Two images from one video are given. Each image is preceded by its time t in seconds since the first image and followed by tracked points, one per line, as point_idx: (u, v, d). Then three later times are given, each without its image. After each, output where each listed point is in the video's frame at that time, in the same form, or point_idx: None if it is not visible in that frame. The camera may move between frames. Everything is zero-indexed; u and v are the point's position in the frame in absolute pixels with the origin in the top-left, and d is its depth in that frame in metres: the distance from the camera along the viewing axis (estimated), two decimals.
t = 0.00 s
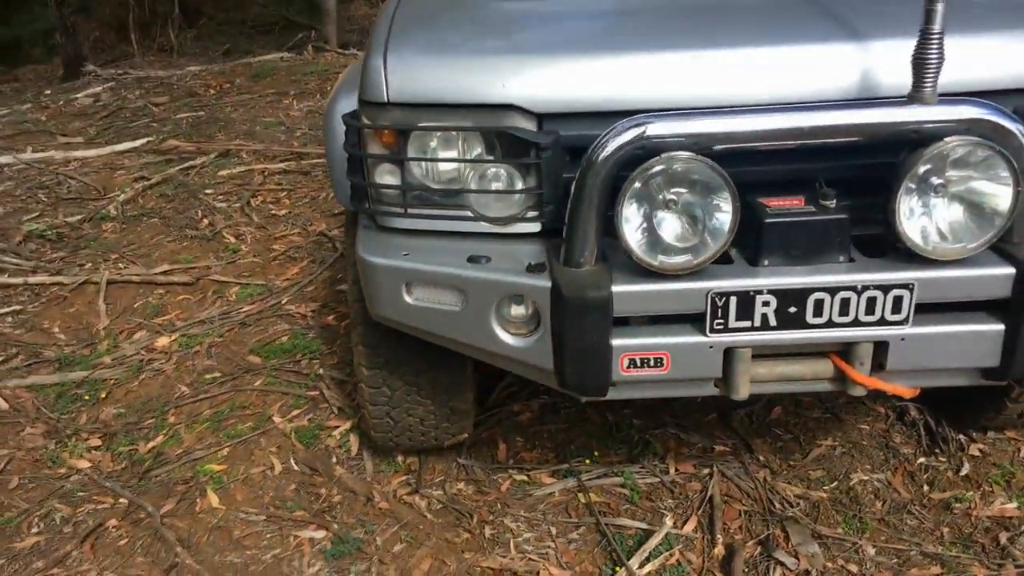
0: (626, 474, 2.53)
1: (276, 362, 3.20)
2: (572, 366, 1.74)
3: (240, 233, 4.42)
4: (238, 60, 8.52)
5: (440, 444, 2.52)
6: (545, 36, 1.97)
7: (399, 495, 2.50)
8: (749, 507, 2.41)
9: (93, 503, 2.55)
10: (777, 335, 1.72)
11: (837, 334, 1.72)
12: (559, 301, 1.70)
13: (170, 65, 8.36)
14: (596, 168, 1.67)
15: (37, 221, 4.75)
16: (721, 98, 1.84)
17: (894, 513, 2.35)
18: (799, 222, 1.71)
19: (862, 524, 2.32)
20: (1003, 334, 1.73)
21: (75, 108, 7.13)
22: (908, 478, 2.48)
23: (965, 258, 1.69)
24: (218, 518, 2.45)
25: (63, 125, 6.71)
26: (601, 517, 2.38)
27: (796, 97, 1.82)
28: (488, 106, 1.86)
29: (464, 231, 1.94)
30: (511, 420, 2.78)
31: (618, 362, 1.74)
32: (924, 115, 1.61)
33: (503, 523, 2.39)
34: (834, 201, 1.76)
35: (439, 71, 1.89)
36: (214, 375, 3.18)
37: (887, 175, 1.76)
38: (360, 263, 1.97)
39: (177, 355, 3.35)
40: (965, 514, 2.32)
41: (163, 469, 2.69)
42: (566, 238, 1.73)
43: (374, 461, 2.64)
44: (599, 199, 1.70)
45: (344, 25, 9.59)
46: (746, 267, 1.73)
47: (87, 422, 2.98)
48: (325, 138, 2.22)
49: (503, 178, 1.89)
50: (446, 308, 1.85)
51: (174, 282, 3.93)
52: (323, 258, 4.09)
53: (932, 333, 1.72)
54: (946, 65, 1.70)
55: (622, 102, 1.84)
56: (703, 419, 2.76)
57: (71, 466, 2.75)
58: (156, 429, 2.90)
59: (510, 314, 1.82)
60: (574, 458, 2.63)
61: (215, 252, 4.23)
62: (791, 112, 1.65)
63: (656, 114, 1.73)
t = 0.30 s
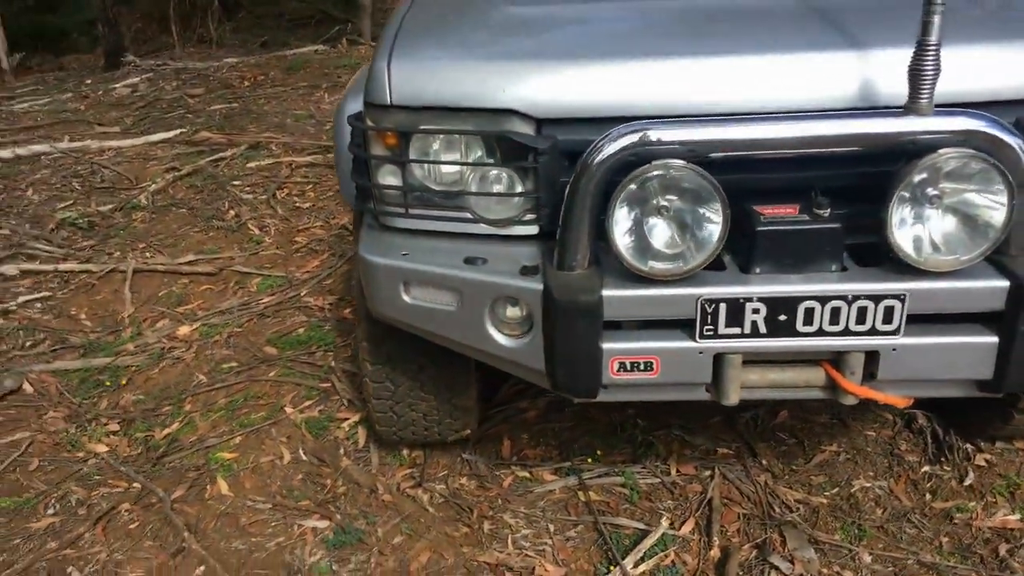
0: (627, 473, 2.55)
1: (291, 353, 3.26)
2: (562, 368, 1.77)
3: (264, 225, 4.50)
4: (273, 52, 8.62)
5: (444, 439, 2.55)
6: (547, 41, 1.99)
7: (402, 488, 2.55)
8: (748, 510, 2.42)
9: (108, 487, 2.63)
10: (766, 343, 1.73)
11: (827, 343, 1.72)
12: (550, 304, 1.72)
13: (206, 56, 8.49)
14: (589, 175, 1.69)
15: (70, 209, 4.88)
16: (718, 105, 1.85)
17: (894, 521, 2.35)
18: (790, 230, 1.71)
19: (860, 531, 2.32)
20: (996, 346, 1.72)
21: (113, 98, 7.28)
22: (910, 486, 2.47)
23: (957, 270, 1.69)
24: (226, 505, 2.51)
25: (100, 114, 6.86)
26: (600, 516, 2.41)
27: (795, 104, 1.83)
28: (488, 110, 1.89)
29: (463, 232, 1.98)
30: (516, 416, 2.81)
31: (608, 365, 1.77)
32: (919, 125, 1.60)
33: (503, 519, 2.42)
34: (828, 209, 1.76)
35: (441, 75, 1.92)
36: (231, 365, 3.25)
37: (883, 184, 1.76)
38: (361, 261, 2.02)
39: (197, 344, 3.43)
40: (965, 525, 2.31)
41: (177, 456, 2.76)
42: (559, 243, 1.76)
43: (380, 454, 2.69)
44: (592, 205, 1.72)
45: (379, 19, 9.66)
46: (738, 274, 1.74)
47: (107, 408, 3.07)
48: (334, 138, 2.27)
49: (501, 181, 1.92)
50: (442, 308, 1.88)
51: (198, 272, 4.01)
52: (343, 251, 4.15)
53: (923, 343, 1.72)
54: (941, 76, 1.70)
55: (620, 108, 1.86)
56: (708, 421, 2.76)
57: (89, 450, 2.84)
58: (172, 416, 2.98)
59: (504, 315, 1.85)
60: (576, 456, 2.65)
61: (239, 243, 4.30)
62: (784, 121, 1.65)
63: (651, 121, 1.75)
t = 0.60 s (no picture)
0: (625, 462, 2.57)
1: (303, 336, 3.31)
2: (550, 355, 1.79)
3: (284, 209, 4.55)
4: (303, 37, 8.68)
5: (445, 424, 2.58)
6: (546, 31, 2.00)
7: (403, 470, 2.59)
8: (744, 501, 2.42)
9: (119, 461, 2.70)
10: (754, 335, 1.73)
11: (815, 336, 1.72)
12: (538, 292, 1.75)
13: (237, 40, 8.57)
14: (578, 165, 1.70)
15: (98, 189, 4.97)
16: (713, 97, 1.85)
17: (890, 516, 2.34)
18: (780, 223, 1.71)
19: (855, 525, 2.31)
20: (988, 344, 1.70)
21: (145, 80, 7.39)
22: (910, 482, 2.46)
23: (948, 266, 1.68)
24: (231, 482, 2.57)
25: (132, 96, 6.97)
26: (596, 503, 2.42)
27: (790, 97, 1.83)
28: (484, 98, 1.91)
29: (459, 219, 2.00)
30: (520, 403, 2.83)
31: (596, 353, 1.79)
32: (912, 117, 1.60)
33: (500, 503, 2.45)
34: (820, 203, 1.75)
35: (438, 63, 1.94)
36: (244, 345, 3.31)
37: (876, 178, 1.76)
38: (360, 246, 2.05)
39: (212, 324, 3.49)
40: (963, 522, 2.30)
41: (187, 433, 2.82)
42: (549, 232, 1.77)
43: (383, 436, 2.72)
44: (582, 195, 1.73)
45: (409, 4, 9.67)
46: (727, 267, 1.75)
47: (123, 384, 3.15)
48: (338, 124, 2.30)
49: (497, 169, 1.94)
50: (435, 294, 1.91)
51: (217, 254, 4.08)
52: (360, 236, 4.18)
53: (913, 339, 1.71)
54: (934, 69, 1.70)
55: (615, 98, 1.87)
56: (711, 412, 2.76)
57: (103, 425, 2.91)
58: (184, 394, 3.04)
59: (495, 302, 1.87)
60: (576, 444, 2.67)
61: (259, 226, 4.36)
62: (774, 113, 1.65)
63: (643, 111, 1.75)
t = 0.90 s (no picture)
0: (623, 453, 2.60)
1: (316, 321, 3.38)
2: (540, 347, 1.83)
3: (305, 194, 4.63)
4: (333, 22, 8.75)
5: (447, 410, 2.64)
6: (546, 27, 2.02)
7: (406, 455, 2.64)
8: (739, 495, 2.45)
9: (133, 438, 2.79)
10: (739, 332, 1.76)
11: (801, 335, 1.75)
12: (527, 285, 1.78)
13: (269, 25, 8.66)
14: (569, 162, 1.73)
15: (126, 172, 5.09)
16: (707, 95, 1.87)
17: (884, 514, 2.35)
18: (767, 222, 1.73)
19: (848, 522, 2.33)
20: (973, 345, 1.71)
21: (178, 64, 7.50)
22: (906, 481, 2.47)
23: (934, 268, 1.69)
24: (239, 461, 2.64)
25: (164, 79, 7.09)
26: (592, 493, 2.47)
27: (784, 96, 1.84)
28: (482, 93, 1.95)
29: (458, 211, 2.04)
30: (524, 392, 2.88)
31: (584, 346, 1.82)
32: (898, 120, 1.61)
33: (498, 489, 2.50)
34: (810, 203, 1.77)
35: (438, 57, 1.98)
36: (259, 328, 3.38)
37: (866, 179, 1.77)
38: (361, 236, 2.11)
39: (230, 307, 3.57)
40: (955, 522, 2.31)
41: (200, 412, 2.90)
42: (540, 226, 1.81)
43: (388, 420, 2.78)
44: (573, 190, 1.76)
45: None
46: (715, 265, 1.77)
47: (141, 363, 3.24)
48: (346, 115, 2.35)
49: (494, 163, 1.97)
50: (431, 283, 1.96)
51: (237, 238, 4.16)
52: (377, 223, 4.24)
53: (898, 339, 1.73)
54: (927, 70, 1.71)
55: (611, 95, 1.89)
56: (712, 406, 2.79)
57: (120, 402, 3.00)
58: (199, 375, 3.13)
59: (488, 293, 1.92)
60: (577, 434, 2.71)
61: (279, 211, 4.44)
62: (762, 113, 1.67)
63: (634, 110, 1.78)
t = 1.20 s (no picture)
0: (623, 447, 2.64)
1: (331, 308, 3.44)
2: (531, 341, 1.88)
3: (327, 182, 4.69)
4: (365, 9, 8.80)
5: (451, 399, 2.69)
6: (550, 26, 2.05)
7: (410, 442, 2.70)
8: (735, 491, 2.47)
9: (149, 418, 2.88)
10: (728, 332, 1.79)
11: (788, 336, 1.77)
12: (519, 281, 1.83)
13: (302, 11, 8.73)
14: (562, 161, 1.76)
15: (156, 156, 5.19)
16: (705, 96, 1.89)
17: (879, 515, 2.36)
18: (758, 225, 1.76)
19: (843, 521, 2.34)
20: (961, 352, 1.72)
21: (211, 49, 7.61)
22: (904, 483, 2.47)
23: (922, 273, 1.70)
24: (249, 444, 2.72)
25: (197, 65, 7.19)
26: (590, 485, 2.50)
27: (781, 98, 1.85)
28: (483, 90, 1.98)
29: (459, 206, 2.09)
30: (529, 383, 2.92)
31: (576, 342, 1.86)
32: (886, 127, 1.62)
33: (498, 479, 2.55)
34: (801, 206, 1.79)
35: (441, 55, 2.03)
36: (276, 314, 3.46)
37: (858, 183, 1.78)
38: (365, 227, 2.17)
39: (248, 292, 3.65)
40: (951, 525, 2.32)
41: (214, 394, 2.98)
42: (535, 223, 1.84)
43: (395, 407, 2.83)
44: (566, 189, 1.79)
45: None
46: (706, 265, 1.79)
47: (161, 345, 3.33)
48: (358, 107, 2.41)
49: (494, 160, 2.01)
50: (429, 276, 2.02)
51: (259, 224, 4.24)
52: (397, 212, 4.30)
53: (885, 343, 1.74)
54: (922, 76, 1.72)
55: (609, 94, 1.92)
56: (715, 403, 2.80)
57: (138, 383, 3.09)
58: (215, 358, 3.21)
59: (484, 287, 1.96)
60: (579, 426, 2.74)
61: (302, 198, 4.51)
62: (754, 117, 1.68)
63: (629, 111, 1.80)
